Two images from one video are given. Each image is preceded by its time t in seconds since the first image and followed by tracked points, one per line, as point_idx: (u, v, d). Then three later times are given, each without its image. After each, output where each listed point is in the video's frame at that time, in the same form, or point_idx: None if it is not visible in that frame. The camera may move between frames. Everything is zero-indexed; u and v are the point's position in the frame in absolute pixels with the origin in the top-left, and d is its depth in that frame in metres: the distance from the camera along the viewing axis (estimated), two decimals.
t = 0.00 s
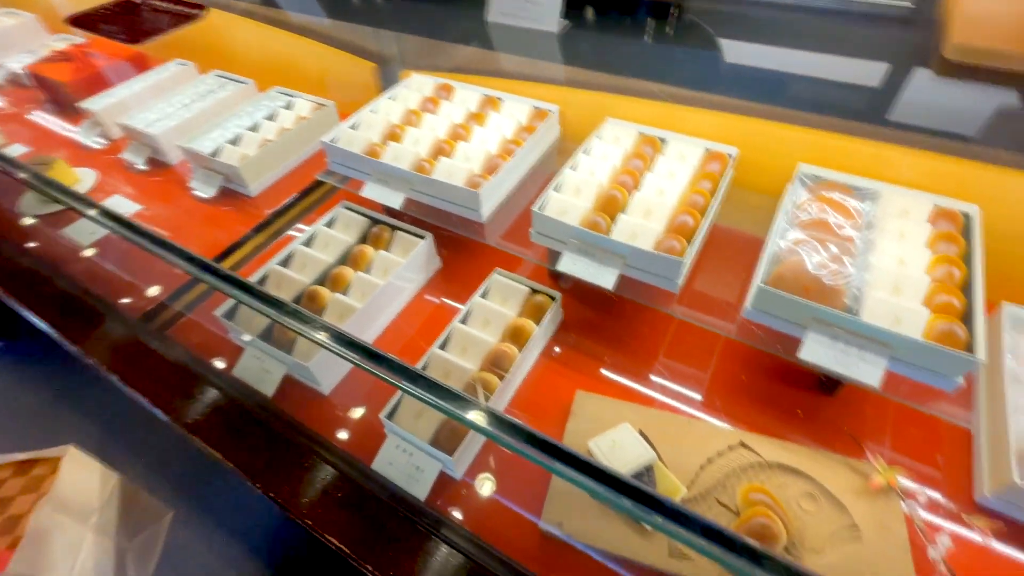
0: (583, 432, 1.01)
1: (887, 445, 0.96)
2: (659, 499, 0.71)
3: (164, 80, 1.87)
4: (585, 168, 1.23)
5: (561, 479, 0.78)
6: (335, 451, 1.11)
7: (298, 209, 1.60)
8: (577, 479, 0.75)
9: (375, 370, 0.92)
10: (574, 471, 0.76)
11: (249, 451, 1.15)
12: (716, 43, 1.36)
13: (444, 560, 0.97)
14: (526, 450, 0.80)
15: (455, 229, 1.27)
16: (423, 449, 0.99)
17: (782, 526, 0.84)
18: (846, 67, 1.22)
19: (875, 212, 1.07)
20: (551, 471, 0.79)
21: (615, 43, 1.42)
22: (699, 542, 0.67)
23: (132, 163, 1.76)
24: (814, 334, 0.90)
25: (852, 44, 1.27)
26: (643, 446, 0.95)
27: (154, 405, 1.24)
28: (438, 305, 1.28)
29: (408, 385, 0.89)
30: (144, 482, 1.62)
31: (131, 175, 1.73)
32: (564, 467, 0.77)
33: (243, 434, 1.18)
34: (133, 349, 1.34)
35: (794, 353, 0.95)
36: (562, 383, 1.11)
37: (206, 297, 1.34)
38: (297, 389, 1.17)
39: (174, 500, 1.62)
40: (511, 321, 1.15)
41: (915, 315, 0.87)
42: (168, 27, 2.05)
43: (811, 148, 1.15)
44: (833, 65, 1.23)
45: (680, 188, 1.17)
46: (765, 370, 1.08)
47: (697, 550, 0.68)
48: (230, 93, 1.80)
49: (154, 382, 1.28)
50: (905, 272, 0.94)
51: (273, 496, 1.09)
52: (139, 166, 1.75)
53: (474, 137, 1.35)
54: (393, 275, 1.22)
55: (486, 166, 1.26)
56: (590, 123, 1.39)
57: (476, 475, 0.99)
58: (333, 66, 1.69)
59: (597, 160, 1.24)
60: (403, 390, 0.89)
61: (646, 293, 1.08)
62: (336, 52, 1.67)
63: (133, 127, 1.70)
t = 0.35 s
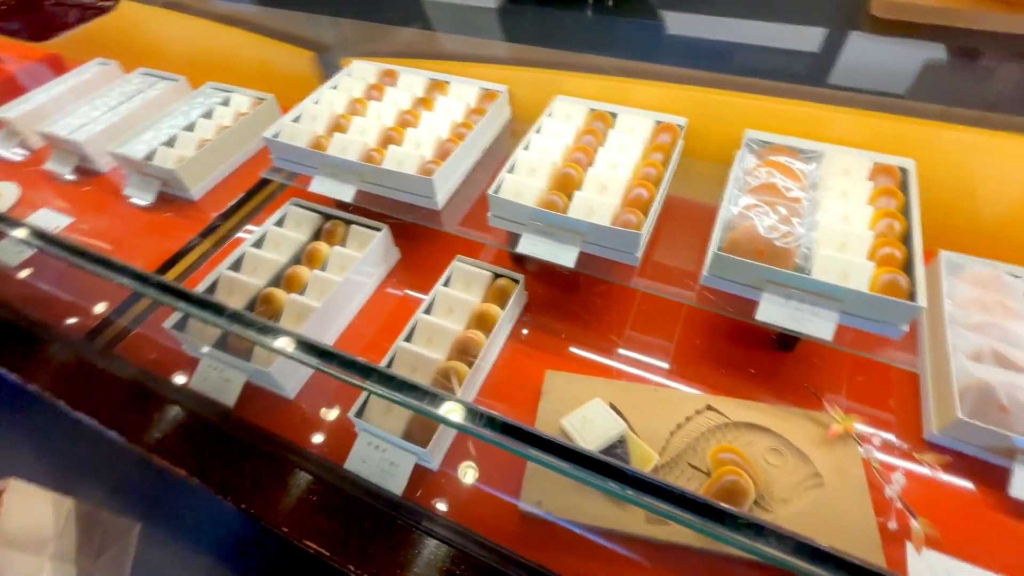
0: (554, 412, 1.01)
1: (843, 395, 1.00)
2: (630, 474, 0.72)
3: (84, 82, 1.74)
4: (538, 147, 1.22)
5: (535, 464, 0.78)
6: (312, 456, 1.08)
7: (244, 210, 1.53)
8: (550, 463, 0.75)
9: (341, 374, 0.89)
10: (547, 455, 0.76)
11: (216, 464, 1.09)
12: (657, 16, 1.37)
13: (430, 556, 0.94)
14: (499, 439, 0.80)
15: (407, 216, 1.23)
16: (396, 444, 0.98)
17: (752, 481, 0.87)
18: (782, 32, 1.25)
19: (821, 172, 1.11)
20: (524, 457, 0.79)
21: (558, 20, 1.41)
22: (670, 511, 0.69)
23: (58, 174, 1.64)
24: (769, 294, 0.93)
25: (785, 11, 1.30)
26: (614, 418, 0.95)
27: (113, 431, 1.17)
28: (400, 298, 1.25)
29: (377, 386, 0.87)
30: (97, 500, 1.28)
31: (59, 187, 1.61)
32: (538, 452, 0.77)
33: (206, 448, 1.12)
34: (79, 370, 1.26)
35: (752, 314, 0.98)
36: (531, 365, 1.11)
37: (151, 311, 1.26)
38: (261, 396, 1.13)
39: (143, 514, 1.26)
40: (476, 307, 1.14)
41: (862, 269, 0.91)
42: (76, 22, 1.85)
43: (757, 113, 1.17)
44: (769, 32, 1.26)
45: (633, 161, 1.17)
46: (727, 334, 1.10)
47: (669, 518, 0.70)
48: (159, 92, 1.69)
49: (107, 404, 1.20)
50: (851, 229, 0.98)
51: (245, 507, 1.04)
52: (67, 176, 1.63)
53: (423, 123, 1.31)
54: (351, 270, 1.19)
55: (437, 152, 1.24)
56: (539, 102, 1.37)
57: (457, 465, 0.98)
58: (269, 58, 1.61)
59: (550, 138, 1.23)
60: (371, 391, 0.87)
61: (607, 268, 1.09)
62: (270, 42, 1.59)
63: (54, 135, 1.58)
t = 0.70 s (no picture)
0: (531, 398, 1.02)
1: (806, 357, 1.04)
2: (606, 458, 0.74)
3: (6, 91, 1.62)
4: (496, 134, 1.21)
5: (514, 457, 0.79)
6: (290, 466, 1.04)
7: (196, 217, 1.46)
8: (528, 455, 0.76)
9: (309, 383, 0.87)
10: (526, 447, 0.78)
11: (189, 482, 1.05)
12: None
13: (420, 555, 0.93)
14: (476, 435, 0.80)
15: (365, 214, 1.19)
16: (373, 445, 0.96)
17: (726, 449, 0.89)
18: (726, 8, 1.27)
19: (772, 143, 1.14)
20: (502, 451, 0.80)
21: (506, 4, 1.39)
22: (647, 490, 0.72)
23: None
24: (731, 267, 0.95)
25: None
26: (590, 400, 0.98)
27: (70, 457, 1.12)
28: (367, 296, 1.23)
29: (346, 392, 0.85)
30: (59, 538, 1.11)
31: None
32: (517, 445, 0.78)
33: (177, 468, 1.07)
34: (31, 400, 1.19)
35: (716, 287, 1.00)
36: (504, 354, 1.11)
37: (100, 333, 1.18)
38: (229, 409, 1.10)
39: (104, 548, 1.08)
40: (444, 300, 1.12)
41: (817, 235, 0.93)
42: None
43: (709, 89, 1.18)
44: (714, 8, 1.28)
45: (592, 143, 1.17)
46: (693, 309, 1.13)
47: (646, 497, 0.72)
48: (90, 98, 1.59)
49: (65, 431, 1.14)
50: (803, 197, 1.01)
51: (222, 524, 1.00)
52: None
53: (376, 116, 1.28)
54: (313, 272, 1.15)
55: (394, 145, 1.21)
56: (494, 89, 1.36)
57: (442, 462, 0.97)
58: (208, 57, 1.54)
59: (507, 124, 1.22)
60: (340, 399, 0.86)
61: (574, 252, 1.09)
62: (208, 39, 1.52)
63: None
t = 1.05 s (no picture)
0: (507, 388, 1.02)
1: (773, 330, 1.07)
2: (586, 445, 0.75)
3: None
4: (457, 125, 1.19)
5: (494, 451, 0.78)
6: (271, 477, 1.00)
7: (151, 225, 1.40)
8: (509, 448, 0.76)
9: (280, 393, 0.86)
10: (506, 441, 0.77)
11: (164, 500, 1.01)
12: None
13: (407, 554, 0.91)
14: (454, 432, 0.79)
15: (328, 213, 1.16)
16: (351, 447, 0.95)
17: (700, 425, 0.91)
18: None
19: (730, 122, 1.15)
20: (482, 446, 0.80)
21: None
22: (627, 474, 0.73)
23: None
24: (697, 246, 0.96)
25: None
26: (565, 386, 0.98)
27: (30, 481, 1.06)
28: (337, 297, 1.20)
29: (319, 399, 0.84)
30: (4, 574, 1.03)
31: None
32: (496, 439, 0.78)
33: (149, 486, 1.03)
34: None
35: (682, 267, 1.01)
36: (478, 346, 1.10)
37: (54, 352, 1.13)
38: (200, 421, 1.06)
39: None
40: (414, 296, 1.10)
41: (776, 210, 0.95)
42: None
43: (666, 71, 1.19)
44: None
45: (553, 130, 1.17)
46: (662, 289, 1.14)
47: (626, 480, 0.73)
48: (26, 106, 1.51)
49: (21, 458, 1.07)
50: (762, 173, 1.03)
51: (200, 538, 0.96)
52: None
53: (333, 113, 1.25)
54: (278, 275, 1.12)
55: (353, 141, 1.18)
56: (452, 79, 1.34)
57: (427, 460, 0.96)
58: (151, 58, 1.47)
59: (467, 115, 1.21)
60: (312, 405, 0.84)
61: (541, 240, 1.09)
62: (151, 39, 1.45)
63: None
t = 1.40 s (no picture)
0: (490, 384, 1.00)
1: (753, 314, 1.08)
2: (569, 446, 0.75)
3: None
4: (429, 119, 1.17)
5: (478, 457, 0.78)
6: (257, 488, 0.96)
7: (116, 232, 1.35)
8: (492, 454, 0.76)
9: (256, 406, 0.85)
10: (490, 445, 0.77)
11: (141, 515, 0.96)
12: None
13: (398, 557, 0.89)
14: (437, 439, 0.79)
15: (300, 213, 1.13)
16: (333, 452, 0.92)
17: (684, 411, 0.90)
18: None
19: (704, 107, 1.15)
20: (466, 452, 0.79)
21: None
22: (612, 472, 0.73)
23: None
24: (675, 233, 0.95)
25: None
26: (548, 379, 0.97)
27: None
28: (314, 299, 1.18)
29: (295, 410, 0.83)
30: None
31: None
32: (477, 444, 0.78)
33: (124, 501, 0.98)
34: None
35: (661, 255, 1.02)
36: (460, 343, 1.08)
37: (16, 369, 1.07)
38: (176, 434, 1.02)
39: None
40: (392, 294, 1.08)
41: (752, 194, 0.95)
42: None
43: (638, 57, 1.18)
44: None
45: (527, 120, 1.15)
46: (642, 277, 1.14)
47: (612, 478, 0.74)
48: None
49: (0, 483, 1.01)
50: (737, 157, 1.03)
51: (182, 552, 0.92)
52: None
53: (301, 109, 1.21)
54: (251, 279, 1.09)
55: (322, 138, 1.15)
56: (423, 72, 1.31)
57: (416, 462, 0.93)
58: (108, 59, 1.42)
59: (439, 107, 1.18)
60: (288, 417, 0.84)
61: (519, 233, 1.07)
62: (107, 39, 1.40)
63: None
